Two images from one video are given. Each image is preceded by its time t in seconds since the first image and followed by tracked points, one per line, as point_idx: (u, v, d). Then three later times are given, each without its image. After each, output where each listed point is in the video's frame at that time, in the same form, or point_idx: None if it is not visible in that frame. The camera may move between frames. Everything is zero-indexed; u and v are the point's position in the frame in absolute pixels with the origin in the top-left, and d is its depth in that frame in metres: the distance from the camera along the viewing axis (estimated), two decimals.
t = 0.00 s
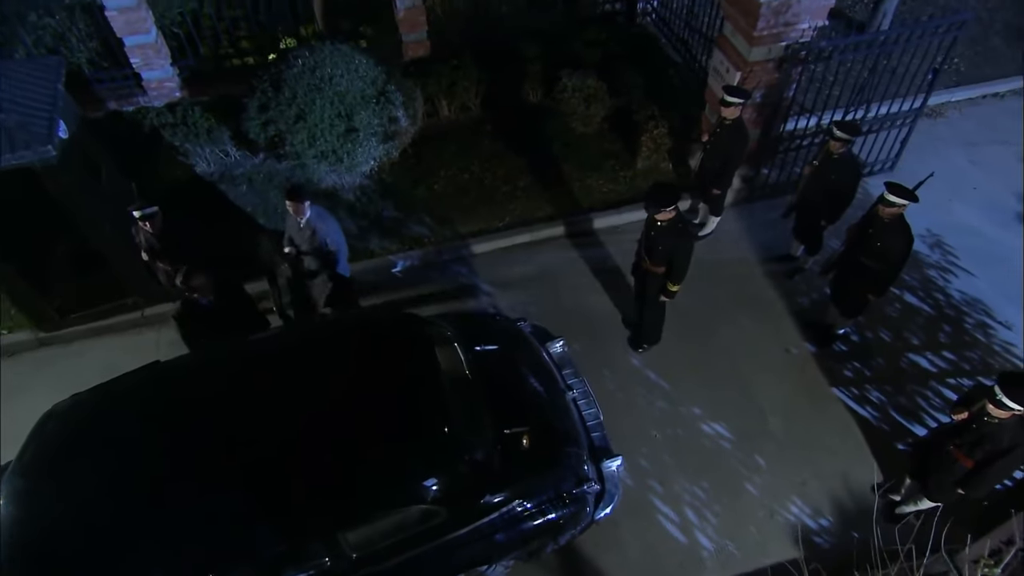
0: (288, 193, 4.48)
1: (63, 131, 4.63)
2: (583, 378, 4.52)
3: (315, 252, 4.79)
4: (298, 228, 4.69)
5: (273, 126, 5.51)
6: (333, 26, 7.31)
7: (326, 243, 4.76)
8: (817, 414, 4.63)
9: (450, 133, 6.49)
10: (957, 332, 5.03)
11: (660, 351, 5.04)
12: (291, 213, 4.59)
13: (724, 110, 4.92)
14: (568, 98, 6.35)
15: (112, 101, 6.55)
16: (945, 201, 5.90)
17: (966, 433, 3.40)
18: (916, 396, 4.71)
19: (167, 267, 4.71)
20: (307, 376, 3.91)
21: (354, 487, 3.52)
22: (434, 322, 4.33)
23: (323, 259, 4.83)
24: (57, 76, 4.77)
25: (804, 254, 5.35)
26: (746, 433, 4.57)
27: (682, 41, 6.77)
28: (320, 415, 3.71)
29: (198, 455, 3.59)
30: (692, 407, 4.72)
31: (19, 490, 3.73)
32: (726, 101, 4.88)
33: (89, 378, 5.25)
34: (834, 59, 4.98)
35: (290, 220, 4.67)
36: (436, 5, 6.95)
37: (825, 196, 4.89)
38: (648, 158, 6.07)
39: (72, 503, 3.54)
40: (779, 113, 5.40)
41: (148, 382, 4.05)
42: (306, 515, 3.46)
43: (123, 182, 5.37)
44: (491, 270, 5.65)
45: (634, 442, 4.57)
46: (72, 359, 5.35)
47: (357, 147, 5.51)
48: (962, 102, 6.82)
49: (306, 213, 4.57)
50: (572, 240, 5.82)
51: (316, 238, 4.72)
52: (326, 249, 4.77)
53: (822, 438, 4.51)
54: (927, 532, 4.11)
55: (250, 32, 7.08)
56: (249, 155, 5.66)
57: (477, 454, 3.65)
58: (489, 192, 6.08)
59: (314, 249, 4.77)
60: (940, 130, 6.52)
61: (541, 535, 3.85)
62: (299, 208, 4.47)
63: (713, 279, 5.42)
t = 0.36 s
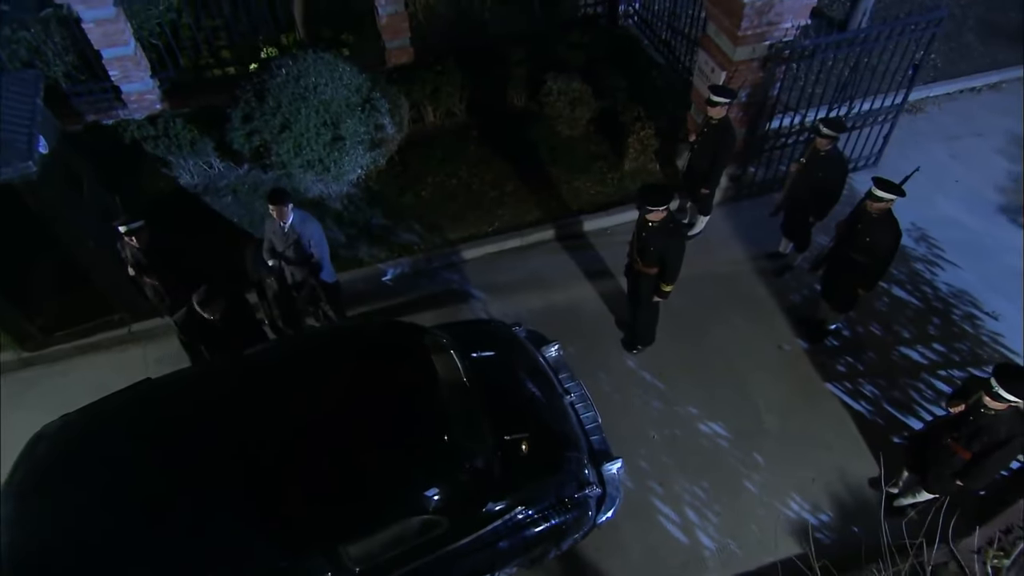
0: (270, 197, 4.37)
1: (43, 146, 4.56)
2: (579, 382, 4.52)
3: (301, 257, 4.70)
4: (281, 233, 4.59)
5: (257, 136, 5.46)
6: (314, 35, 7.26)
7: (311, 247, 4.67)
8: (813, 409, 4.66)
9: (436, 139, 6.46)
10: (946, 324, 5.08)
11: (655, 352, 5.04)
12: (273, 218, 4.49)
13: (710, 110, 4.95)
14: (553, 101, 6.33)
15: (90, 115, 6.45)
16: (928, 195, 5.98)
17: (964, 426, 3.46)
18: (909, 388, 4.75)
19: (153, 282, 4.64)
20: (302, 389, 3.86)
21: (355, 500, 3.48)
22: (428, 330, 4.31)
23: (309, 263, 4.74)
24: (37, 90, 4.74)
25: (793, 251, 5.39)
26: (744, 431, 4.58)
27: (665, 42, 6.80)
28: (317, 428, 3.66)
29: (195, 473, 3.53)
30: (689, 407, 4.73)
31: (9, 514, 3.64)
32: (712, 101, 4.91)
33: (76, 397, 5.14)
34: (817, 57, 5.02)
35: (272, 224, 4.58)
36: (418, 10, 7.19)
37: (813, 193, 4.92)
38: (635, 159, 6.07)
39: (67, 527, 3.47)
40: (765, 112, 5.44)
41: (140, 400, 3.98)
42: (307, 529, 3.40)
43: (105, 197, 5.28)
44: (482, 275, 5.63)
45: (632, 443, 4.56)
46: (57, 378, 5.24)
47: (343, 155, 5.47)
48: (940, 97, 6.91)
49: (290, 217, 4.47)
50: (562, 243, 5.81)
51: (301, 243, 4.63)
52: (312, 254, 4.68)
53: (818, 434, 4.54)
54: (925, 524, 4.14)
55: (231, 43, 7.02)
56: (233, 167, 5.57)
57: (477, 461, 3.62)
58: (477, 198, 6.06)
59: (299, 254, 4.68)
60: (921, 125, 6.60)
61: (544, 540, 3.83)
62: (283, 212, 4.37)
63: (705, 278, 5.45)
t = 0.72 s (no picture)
0: (259, 204, 4.32)
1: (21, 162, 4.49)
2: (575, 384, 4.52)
3: (291, 264, 4.65)
4: (270, 240, 4.53)
5: (241, 146, 5.40)
6: (293, 43, 7.21)
7: (300, 254, 4.63)
8: (806, 404, 4.69)
9: (421, 145, 6.44)
10: (933, 315, 5.14)
11: (648, 352, 5.05)
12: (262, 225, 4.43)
13: (696, 109, 4.99)
14: (537, 105, 6.35)
15: (67, 129, 6.32)
16: (910, 188, 6.06)
17: (959, 416, 3.52)
18: (899, 380, 4.80)
19: (139, 296, 4.63)
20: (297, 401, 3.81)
21: (355, 512, 3.43)
22: (422, 337, 4.28)
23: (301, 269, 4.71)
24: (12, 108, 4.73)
25: (780, 247, 5.43)
26: (739, 428, 4.60)
27: (647, 43, 6.83)
28: (314, 441, 3.62)
29: (191, 492, 3.47)
30: (684, 406, 4.74)
31: None
32: (697, 101, 4.95)
33: (61, 420, 4.98)
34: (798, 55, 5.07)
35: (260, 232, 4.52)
36: (400, 16, 7.14)
37: (799, 189, 4.96)
38: (621, 160, 6.04)
39: (58, 552, 3.38)
40: (748, 110, 5.48)
41: (130, 419, 3.90)
42: (306, 545, 3.34)
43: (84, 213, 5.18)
44: (472, 280, 5.60)
45: (629, 443, 4.56)
46: (40, 400, 5.08)
47: (329, 164, 5.45)
48: (917, 92, 7.02)
49: (278, 224, 4.40)
50: (551, 246, 5.80)
51: (291, 249, 4.58)
52: (301, 261, 4.65)
53: (813, 428, 4.57)
54: (920, 514, 4.18)
55: (209, 54, 6.99)
56: (216, 178, 5.51)
57: (476, 468, 3.60)
58: (464, 203, 6.03)
59: (289, 260, 4.63)
60: (900, 120, 6.70)
61: (546, 546, 3.80)
62: (271, 218, 4.32)
63: (695, 277, 5.47)
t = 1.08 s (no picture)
0: (252, 213, 4.28)
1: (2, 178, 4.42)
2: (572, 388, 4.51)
3: (283, 275, 4.62)
4: (262, 250, 4.50)
5: (227, 156, 5.31)
6: (276, 51, 7.16)
7: (292, 263, 4.60)
8: (802, 401, 4.71)
9: (408, 151, 6.41)
10: (922, 309, 5.20)
11: (643, 352, 5.05)
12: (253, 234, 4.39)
13: (684, 110, 5.02)
14: (524, 108, 6.29)
15: (47, 142, 6.19)
16: (896, 184, 6.13)
17: (956, 408, 3.56)
18: (893, 373, 4.84)
19: (127, 310, 4.55)
20: (294, 413, 3.76)
21: (357, 524, 3.39)
22: (418, 344, 4.25)
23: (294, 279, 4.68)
24: None
25: (770, 245, 5.47)
26: (736, 426, 4.61)
27: (631, 45, 6.86)
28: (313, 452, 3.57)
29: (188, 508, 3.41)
30: (681, 406, 4.74)
31: None
32: (686, 101, 4.99)
33: (49, 441, 4.84)
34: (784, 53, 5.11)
35: (251, 242, 4.48)
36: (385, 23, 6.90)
37: (788, 187, 5.00)
38: (610, 162, 6.05)
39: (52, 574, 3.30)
40: (735, 109, 5.52)
41: (122, 436, 3.83)
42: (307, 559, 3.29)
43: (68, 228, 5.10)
44: (465, 286, 5.57)
45: (627, 444, 4.55)
46: (26, 419, 4.95)
47: (317, 172, 5.40)
48: (899, 89, 7.11)
49: (270, 233, 4.38)
50: (542, 249, 5.78)
51: (283, 259, 4.55)
52: (293, 271, 4.62)
53: (810, 425, 4.59)
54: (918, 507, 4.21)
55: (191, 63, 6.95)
56: (201, 189, 5.43)
57: (478, 475, 3.57)
58: (454, 208, 6.01)
59: (281, 270, 4.60)
60: (883, 116, 6.78)
61: (550, 551, 3.78)
62: (263, 227, 4.29)
63: (687, 277, 5.49)
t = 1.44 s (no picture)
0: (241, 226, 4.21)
1: None
2: (567, 390, 4.50)
3: (274, 288, 4.55)
4: (253, 263, 4.44)
5: (210, 167, 5.27)
6: (257, 60, 7.11)
7: (283, 276, 4.54)
8: (796, 395, 4.74)
9: (393, 157, 6.38)
10: (910, 301, 5.26)
11: (636, 352, 5.06)
12: (243, 247, 4.31)
13: (670, 110, 5.03)
14: (509, 113, 6.29)
15: (23, 157, 6.05)
16: (877, 178, 6.21)
17: (949, 397, 3.59)
18: (883, 365, 4.88)
19: (112, 326, 4.46)
20: (289, 425, 3.71)
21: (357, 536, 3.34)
22: (412, 351, 4.22)
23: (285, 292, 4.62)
24: None
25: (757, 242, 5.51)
26: (732, 423, 4.63)
27: (613, 46, 6.88)
28: (310, 464, 3.52)
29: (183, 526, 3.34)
30: (676, 404, 4.75)
31: None
32: (671, 101, 4.99)
33: (35, 463, 4.73)
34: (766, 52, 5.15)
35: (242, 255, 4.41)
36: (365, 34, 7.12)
37: (774, 183, 5.02)
38: (596, 164, 6.07)
39: None
40: (719, 108, 5.56)
41: (113, 455, 3.76)
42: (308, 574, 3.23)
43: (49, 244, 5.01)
44: (455, 291, 5.54)
45: (624, 445, 4.55)
46: (10, 440, 4.84)
47: (302, 180, 5.36)
48: (876, 85, 7.20)
49: (261, 245, 4.31)
50: (531, 252, 5.78)
51: (273, 271, 4.48)
52: (284, 283, 4.55)
53: (804, 419, 4.62)
54: (914, 497, 4.24)
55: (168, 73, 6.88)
56: (184, 201, 5.39)
57: (478, 481, 3.55)
58: (442, 214, 5.99)
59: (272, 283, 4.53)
60: (862, 112, 6.87)
61: (552, 555, 3.75)
62: (254, 239, 4.22)
63: (677, 277, 5.51)
